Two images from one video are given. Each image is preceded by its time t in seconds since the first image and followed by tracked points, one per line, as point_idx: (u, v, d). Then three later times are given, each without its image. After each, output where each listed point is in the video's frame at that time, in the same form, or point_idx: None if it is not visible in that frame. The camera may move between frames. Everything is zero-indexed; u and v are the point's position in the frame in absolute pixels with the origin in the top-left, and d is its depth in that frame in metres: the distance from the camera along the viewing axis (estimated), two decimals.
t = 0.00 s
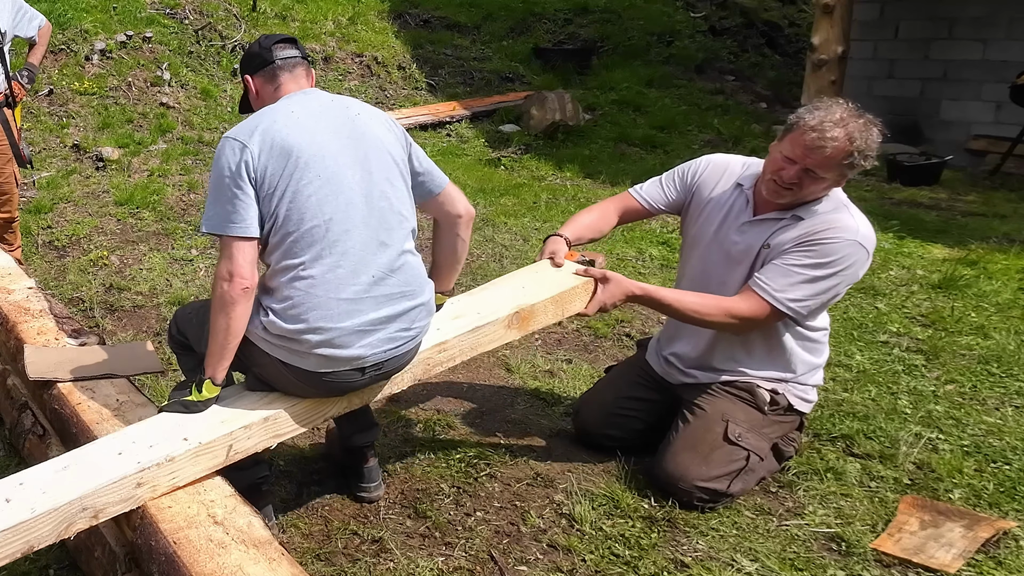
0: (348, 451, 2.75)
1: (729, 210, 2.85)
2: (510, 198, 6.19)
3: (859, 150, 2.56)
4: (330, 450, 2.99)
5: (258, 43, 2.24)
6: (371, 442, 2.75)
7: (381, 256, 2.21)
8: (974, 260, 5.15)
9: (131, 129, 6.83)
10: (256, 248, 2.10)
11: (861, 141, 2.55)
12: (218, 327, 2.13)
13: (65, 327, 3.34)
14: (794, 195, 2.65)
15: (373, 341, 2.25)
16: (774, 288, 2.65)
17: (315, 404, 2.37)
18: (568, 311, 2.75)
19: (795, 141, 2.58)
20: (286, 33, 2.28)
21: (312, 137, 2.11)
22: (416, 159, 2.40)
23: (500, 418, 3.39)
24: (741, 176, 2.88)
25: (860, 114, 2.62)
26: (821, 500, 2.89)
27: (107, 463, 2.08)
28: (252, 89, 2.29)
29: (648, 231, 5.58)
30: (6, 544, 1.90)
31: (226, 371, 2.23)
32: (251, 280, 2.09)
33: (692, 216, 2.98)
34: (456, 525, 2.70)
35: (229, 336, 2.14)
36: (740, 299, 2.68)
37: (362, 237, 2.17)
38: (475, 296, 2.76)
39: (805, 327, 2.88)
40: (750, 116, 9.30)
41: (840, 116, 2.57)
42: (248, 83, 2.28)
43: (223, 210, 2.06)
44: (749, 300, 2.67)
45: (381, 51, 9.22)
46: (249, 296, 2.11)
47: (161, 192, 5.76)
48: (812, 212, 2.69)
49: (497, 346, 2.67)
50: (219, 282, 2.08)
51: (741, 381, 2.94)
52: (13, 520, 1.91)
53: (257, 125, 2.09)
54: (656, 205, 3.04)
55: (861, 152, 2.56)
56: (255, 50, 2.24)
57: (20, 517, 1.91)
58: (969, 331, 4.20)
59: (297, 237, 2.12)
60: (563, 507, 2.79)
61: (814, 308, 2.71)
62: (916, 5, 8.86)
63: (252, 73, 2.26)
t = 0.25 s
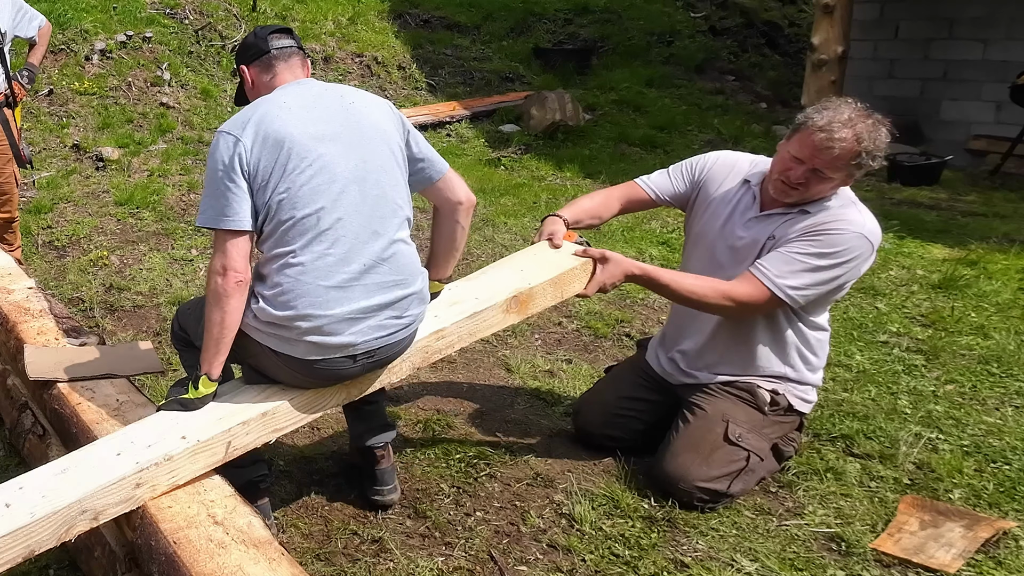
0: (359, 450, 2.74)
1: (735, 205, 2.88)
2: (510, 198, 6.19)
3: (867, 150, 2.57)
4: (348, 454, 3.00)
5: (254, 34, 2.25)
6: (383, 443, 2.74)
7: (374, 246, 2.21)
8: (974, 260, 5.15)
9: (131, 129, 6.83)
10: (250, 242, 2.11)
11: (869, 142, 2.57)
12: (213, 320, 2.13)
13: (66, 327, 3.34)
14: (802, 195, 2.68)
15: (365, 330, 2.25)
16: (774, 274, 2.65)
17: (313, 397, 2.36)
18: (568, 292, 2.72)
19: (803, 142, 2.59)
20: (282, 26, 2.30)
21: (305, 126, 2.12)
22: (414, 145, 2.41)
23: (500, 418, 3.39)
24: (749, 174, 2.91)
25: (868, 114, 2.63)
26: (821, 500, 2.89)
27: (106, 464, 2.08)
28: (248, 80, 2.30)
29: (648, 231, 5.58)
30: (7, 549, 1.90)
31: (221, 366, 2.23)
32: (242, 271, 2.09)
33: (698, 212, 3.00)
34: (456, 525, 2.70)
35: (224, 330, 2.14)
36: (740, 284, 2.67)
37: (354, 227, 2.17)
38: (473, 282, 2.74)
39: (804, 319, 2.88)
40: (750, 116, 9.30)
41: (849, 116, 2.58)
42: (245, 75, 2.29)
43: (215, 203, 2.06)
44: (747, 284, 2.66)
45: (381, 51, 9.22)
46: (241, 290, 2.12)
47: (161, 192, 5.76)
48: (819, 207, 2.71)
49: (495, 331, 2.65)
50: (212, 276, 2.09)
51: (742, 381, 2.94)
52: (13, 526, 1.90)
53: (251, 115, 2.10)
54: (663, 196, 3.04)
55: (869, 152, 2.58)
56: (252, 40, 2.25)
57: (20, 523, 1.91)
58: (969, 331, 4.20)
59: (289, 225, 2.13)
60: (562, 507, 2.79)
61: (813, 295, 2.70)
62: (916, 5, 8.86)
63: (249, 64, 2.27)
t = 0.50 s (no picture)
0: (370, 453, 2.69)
1: (739, 204, 2.88)
2: (510, 198, 6.19)
3: (872, 146, 2.57)
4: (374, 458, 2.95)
5: (252, 35, 2.25)
6: (391, 445, 2.67)
7: (372, 247, 2.21)
8: (974, 260, 5.15)
9: (131, 129, 6.83)
10: (249, 243, 2.11)
11: (873, 138, 2.57)
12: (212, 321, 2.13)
13: (66, 326, 3.34)
14: (807, 191, 2.68)
15: (363, 332, 2.25)
16: (775, 266, 2.65)
17: (313, 397, 2.36)
18: (567, 292, 2.72)
19: (807, 139, 2.59)
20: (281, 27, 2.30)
21: (303, 127, 2.11)
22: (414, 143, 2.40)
23: (500, 418, 3.39)
24: (754, 172, 2.92)
25: (872, 110, 2.63)
26: (821, 500, 2.89)
27: (106, 464, 2.07)
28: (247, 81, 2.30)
29: (648, 231, 5.58)
30: (6, 549, 1.90)
31: (221, 368, 2.23)
32: (242, 271, 2.09)
33: (702, 208, 3.00)
34: (456, 525, 2.70)
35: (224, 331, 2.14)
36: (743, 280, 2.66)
37: (352, 228, 2.17)
38: (472, 282, 2.74)
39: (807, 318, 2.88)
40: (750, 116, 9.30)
41: (853, 113, 2.58)
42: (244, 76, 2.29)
43: (213, 204, 2.07)
44: (751, 279, 2.66)
45: (381, 51, 9.22)
46: (240, 291, 2.12)
47: (161, 192, 5.76)
48: (823, 205, 2.71)
49: (496, 330, 2.65)
50: (211, 277, 2.09)
51: (743, 382, 2.94)
52: (13, 526, 1.90)
53: (249, 115, 2.09)
54: (669, 195, 3.04)
55: (874, 148, 2.58)
56: (250, 41, 2.25)
57: (20, 523, 1.91)
58: (969, 331, 4.20)
59: (286, 226, 2.13)
60: (563, 507, 2.79)
61: (816, 288, 2.70)
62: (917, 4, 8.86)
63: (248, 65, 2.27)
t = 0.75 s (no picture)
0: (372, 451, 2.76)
1: (739, 205, 2.88)
2: (510, 198, 6.19)
3: (872, 143, 2.57)
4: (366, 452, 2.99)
5: (239, 40, 2.26)
6: (394, 441, 2.75)
7: (370, 240, 2.21)
8: (974, 260, 5.15)
9: (131, 129, 6.83)
10: (246, 241, 2.10)
11: (873, 134, 2.56)
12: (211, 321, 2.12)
13: (65, 326, 3.34)
14: (808, 189, 2.67)
15: (365, 325, 2.24)
16: (780, 272, 2.66)
17: (313, 396, 2.36)
18: (568, 290, 2.71)
19: (807, 137, 2.59)
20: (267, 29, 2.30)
21: (296, 124, 2.13)
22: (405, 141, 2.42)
23: (500, 418, 3.39)
24: (752, 173, 2.92)
25: (872, 108, 2.63)
26: (821, 500, 2.89)
27: (106, 464, 2.07)
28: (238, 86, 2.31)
29: (648, 231, 5.58)
30: (6, 550, 1.90)
31: (220, 368, 2.22)
32: (240, 270, 2.09)
33: (700, 212, 3.00)
34: (456, 525, 2.70)
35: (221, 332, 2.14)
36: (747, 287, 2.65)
37: (350, 221, 2.17)
38: (472, 280, 2.74)
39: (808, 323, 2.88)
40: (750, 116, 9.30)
41: (852, 110, 2.58)
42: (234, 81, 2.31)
43: (210, 205, 2.07)
44: (755, 286, 2.66)
45: (381, 51, 9.22)
46: (239, 289, 2.11)
47: (162, 192, 5.76)
48: (824, 207, 2.72)
49: (497, 330, 2.65)
50: (209, 276, 2.08)
51: (739, 380, 2.94)
52: (13, 526, 1.90)
53: (242, 115, 2.11)
54: (665, 200, 3.05)
55: (874, 146, 2.57)
56: (237, 46, 2.26)
57: (20, 523, 1.91)
58: (969, 331, 4.20)
59: (284, 221, 2.13)
60: (563, 507, 2.79)
61: (820, 292, 2.70)
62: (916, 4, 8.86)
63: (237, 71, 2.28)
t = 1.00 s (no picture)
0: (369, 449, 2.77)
1: (740, 208, 2.88)
2: (510, 198, 6.19)
3: (874, 147, 2.57)
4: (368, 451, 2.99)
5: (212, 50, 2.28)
6: (391, 441, 2.76)
7: (368, 225, 2.21)
8: (974, 260, 5.15)
9: (131, 129, 6.83)
10: (241, 239, 2.10)
11: (875, 138, 2.56)
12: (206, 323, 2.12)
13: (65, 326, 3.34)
14: (809, 193, 2.67)
15: (371, 308, 2.24)
16: (782, 277, 2.66)
17: (314, 394, 2.35)
18: (567, 290, 2.70)
19: (809, 140, 2.59)
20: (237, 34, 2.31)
21: (283, 115, 2.15)
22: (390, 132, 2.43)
23: (500, 418, 3.39)
24: (752, 175, 2.92)
25: (874, 110, 2.63)
26: (821, 500, 2.89)
27: (106, 464, 2.07)
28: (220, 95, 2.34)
29: (648, 231, 5.58)
30: (6, 550, 1.90)
31: (219, 369, 2.22)
32: (235, 268, 2.09)
33: (699, 216, 3.01)
34: (456, 525, 2.70)
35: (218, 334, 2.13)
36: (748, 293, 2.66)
37: (348, 207, 2.18)
38: (472, 280, 2.74)
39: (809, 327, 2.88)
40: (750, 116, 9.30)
41: (855, 113, 2.58)
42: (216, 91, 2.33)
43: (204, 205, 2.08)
44: (756, 292, 2.66)
45: (381, 51, 9.22)
46: (235, 288, 2.12)
47: (162, 192, 5.76)
48: (826, 210, 2.71)
49: (497, 329, 2.64)
50: (206, 275, 2.08)
51: (739, 380, 2.95)
52: (13, 526, 1.90)
53: (228, 112, 2.13)
54: (664, 204, 3.07)
55: (876, 149, 2.57)
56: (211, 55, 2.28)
57: (19, 523, 1.91)
58: (969, 331, 4.20)
59: (282, 211, 2.14)
60: (563, 507, 2.79)
61: (820, 296, 2.71)
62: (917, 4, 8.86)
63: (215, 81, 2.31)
